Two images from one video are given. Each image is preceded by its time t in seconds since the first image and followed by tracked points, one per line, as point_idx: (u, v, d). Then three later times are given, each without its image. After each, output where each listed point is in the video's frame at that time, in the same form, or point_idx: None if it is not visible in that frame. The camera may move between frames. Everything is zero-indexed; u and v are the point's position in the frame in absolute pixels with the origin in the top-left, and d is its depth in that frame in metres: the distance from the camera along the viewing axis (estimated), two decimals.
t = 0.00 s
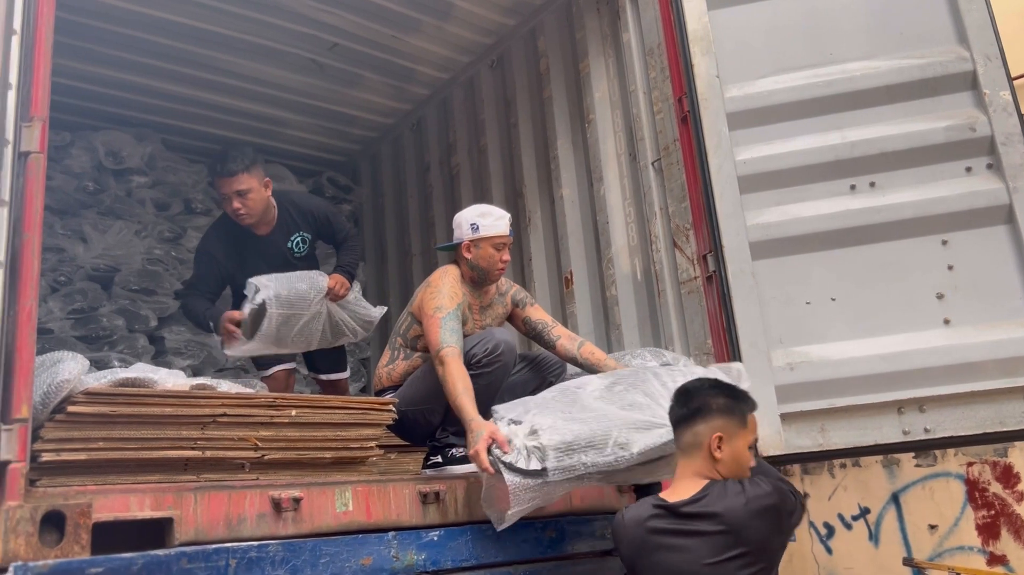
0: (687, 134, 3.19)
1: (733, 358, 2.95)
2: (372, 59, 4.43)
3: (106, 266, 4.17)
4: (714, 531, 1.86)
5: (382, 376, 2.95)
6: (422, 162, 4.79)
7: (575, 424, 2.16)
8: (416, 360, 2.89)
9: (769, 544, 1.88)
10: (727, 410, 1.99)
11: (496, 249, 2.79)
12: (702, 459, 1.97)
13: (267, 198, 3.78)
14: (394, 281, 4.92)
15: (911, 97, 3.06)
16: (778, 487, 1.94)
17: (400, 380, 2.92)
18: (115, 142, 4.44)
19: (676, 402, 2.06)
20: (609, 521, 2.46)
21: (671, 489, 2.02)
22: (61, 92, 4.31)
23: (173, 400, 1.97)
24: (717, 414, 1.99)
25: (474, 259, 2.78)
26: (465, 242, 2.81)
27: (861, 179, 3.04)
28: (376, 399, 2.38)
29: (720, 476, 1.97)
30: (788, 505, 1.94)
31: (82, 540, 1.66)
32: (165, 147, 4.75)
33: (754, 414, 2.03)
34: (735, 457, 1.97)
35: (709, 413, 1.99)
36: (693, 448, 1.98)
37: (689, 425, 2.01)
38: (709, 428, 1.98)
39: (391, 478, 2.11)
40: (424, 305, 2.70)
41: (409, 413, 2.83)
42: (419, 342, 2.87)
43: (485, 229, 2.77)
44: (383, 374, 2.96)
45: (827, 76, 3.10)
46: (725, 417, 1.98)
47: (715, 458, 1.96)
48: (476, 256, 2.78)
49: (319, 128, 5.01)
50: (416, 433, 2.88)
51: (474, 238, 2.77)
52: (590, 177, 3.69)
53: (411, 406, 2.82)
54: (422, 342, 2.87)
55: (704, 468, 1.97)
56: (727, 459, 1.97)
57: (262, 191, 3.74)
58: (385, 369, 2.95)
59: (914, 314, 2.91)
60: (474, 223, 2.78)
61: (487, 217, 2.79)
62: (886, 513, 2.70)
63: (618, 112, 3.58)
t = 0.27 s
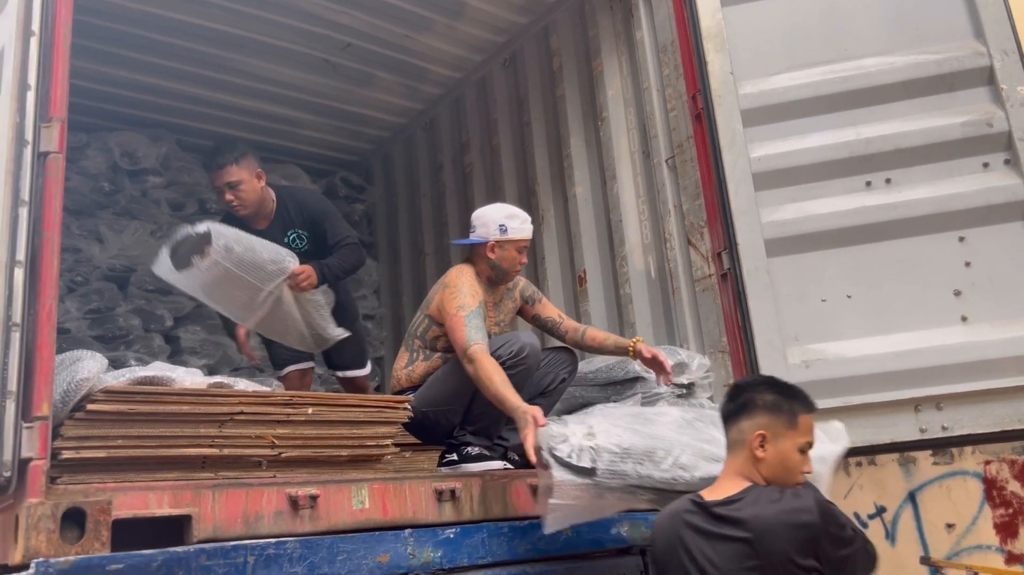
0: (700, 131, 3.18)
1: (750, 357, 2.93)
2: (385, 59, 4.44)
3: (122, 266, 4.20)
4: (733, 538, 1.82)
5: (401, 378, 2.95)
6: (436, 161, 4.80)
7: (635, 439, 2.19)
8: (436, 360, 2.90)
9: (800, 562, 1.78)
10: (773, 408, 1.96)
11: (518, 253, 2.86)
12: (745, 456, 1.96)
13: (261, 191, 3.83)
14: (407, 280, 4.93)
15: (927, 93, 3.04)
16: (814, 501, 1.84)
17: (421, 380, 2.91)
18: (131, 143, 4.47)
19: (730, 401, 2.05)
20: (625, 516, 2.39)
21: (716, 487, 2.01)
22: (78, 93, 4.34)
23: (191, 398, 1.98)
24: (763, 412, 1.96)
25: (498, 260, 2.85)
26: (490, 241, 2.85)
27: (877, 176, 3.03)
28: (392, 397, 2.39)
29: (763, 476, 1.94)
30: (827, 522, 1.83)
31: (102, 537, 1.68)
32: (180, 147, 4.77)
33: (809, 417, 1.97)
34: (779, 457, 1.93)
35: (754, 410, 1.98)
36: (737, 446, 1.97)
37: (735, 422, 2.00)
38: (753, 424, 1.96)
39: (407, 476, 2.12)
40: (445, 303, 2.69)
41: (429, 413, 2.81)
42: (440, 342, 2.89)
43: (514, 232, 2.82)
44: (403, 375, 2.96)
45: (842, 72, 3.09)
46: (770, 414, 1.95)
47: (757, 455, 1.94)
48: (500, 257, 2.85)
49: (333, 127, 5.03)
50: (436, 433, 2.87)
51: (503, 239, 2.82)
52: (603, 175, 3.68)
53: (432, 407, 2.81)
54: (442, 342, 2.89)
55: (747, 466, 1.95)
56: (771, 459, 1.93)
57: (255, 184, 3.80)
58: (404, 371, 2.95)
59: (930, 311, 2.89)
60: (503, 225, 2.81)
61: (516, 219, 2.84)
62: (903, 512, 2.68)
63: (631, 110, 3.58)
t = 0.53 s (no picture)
0: (712, 129, 3.17)
1: (762, 357, 2.92)
2: (396, 58, 4.45)
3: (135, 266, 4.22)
4: (788, 542, 1.67)
5: (420, 377, 2.93)
6: (446, 161, 4.80)
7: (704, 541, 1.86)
8: (456, 359, 2.89)
9: None
10: (861, 411, 1.82)
11: (543, 257, 2.93)
12: (826, 460, 1.82)
13: (253, 198, 3.74)
14: (418, 279, 4.94)
15: (941, 90, 3.02)
16: (886, 526, 1.60)
17: (440, 379, 2.90)
18: (143, 144, 4.49)
19: (817, 402, 1.92)
20: (636, 515, 2.43)
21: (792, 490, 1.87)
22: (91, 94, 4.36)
23: (205, 397, 1.99)
24: (850, 414, 1.83)
25: (524, 262, 2.89)
26: (518, 244, 2.89)
27: (889, 174, 3.01)
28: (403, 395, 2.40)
29: (845, 483, 1.80)
30: (899, 548, 1.59)
31: (117, 535, 1.68)
32: (192, 148, 4.80)
33: (902, 426, 1.82)
34: (864, 464, 1.79)
35: (841, 411, 1.85)
36: (819, 447, 1.84)
37: (817, 424, 1.87)
38: (837, 427, 1.83)
39: (419, 475, 2.12)
40: (474, 295, 2.70)
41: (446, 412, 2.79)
42: (461, 340, 2.90)
43: (543, 237, 2.89)
44: (421, 374, 2.94)
45: (854, 70, 3.08)
46: (858, 417, 1.82)
47: (840, 460, 1.80)
48: (525, 260, 2.90)
49: (344, 127, 5.04)
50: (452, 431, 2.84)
51: (531, 243, 2.88)
52: (614, 174, 3.68)
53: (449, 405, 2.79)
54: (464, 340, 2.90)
55: (827, 470, 1.81)
56: (854, 466, 1.79)
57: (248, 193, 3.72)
58: (423, 370, 2.93)
59: (944, 309, 2.87)
60: (533, 230, 2.87)
61: (543, 224, 2.90)
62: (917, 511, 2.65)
63: (642, 109, 3.57)
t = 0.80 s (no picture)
0: (719, 130, 3.16)
1: (769, 359, 2.91)
2: (403, 59, 4.45)
3: (143, 267, 4.23)
4: (815, 541, 1.75)
5: (435, 376, 2.89)
6: (453, 161, 4.80)
7: None
8: (472, 357, 2.86)
9: None
10: (924, 424, 1.85)
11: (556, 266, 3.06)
12: (884, 469, 1.86)
13: (246, 212, 3.68)
14: (426, 280, 4.94)
15: (950, 90, 3.01)
16: (910, 524, 1.64)
17: (456, 379, 2.85)
18: (151, 145, 4.49)
19: (877, 409, 1.95)
20: (645, 517, 2.39)
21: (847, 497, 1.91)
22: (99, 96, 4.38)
23: (212, 400, 2.00)
24: (911, 425, 1.86)
25: (540, 269, 3.01)
26: (534, 251, 3.01)
27: (898, 174, 3.00)
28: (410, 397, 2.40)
29: (903, 494, 1.83)
30: (916, 551, 1.61)
31: (125, 537, 1.69)
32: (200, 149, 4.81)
33: (965, 442, 1.84)
34: (924, 476, 1.82)
35: (903, 423, 1.88)
36: (877, 456, 1.88)
37: (877, 433, 1.91)
38: (899, 437, 1.87)
39: (426, 477, 2.12)
40: (516, 282, 2.84)
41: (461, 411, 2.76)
42: (479, 338, 2.89)
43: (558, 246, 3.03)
44: (436, 375, 2.90)
45: (863, 71, 3.06)
46: (920, 430, 1.85)
47: (899, 470, 1.84)
48: (541, 267, 3.02)
49: (351, 128, 5.04)
50: (463, 432, 2.79)
51: (546, 250, 3.01)
52: (621, 175, 3.67)
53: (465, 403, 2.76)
54: (482, 338, 2.89)
55: (885, 480, 1.85)
56: (913, 477, 1.82)
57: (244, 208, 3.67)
58: (438, 370, 2.90)
59: (952, 310, 2.86)
60: (549, 238, 3.01)
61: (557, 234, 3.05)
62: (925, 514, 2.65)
63: (649, 109, 3.56)
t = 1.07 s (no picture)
0: (724, 131, 3.16)
1: (773, 358, 2.92)
2: (408, 60, 4.45)
3: (147, 268, 4.24)
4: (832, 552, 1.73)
5: (448, 374, 2.90)
6: (458, 162, 4.80)
7: None
8: (486, 357, 2.86)
9: None
10: (956, 440, 1.83)
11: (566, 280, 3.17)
12: (913, 487, 1.82)
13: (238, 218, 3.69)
14: (430, 280, 4.94)
15: (956, 91, 3.00)
16: (924, 544, 1.64)
17: (469, 377, 2.86)
18: (155, 146, 4.48)
19: (906, 428, 1.93)
20: (649, 519, 2.38)
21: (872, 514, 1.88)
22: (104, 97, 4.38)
23: (217, 401, 2.00)
24: (943, 443, 1.83)
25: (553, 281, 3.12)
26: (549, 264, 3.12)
27: (903, 176, 2.99)
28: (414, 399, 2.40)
29: (933, 512, 1.79)
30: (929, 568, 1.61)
31: (130, 539, 1.69)
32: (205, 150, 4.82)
33: (999, 460, 1.81)
34: (956, 495, 1.78)
35: (933, 439, 1.85)
36: (906, 474, 1.85)
37: (907, 450, 1.88)
38: (929, 454, 1.83)
39: (431, 478, 2.12)
40: (532, 292, 2.92)
41: (473, 409, 2.77)
42: (495, 338, 2.91)
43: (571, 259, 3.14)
44: (449, 373, 2.90)
45: (868, 72, 3.06)
46: (951, 446, 1.82)
47: (930, 488, 1.80)
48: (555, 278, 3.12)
49: (355, 129, 5.04)
50: (474, 430, 2.78)
51: (560, 263, 3.12)
52: (625, 176, 3.67)
53: (479, 402, 2.76)
54: (497, 338, 2.91)
55: (914, 498, 1.81)
56: (944, 495, 1.79)
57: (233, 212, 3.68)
58: (452, 368, 2.91)
59: (957, 312, 2.85)
60: (563, 251, 3.12)
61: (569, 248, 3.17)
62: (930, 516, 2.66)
63: (654, 110, 3.56)
